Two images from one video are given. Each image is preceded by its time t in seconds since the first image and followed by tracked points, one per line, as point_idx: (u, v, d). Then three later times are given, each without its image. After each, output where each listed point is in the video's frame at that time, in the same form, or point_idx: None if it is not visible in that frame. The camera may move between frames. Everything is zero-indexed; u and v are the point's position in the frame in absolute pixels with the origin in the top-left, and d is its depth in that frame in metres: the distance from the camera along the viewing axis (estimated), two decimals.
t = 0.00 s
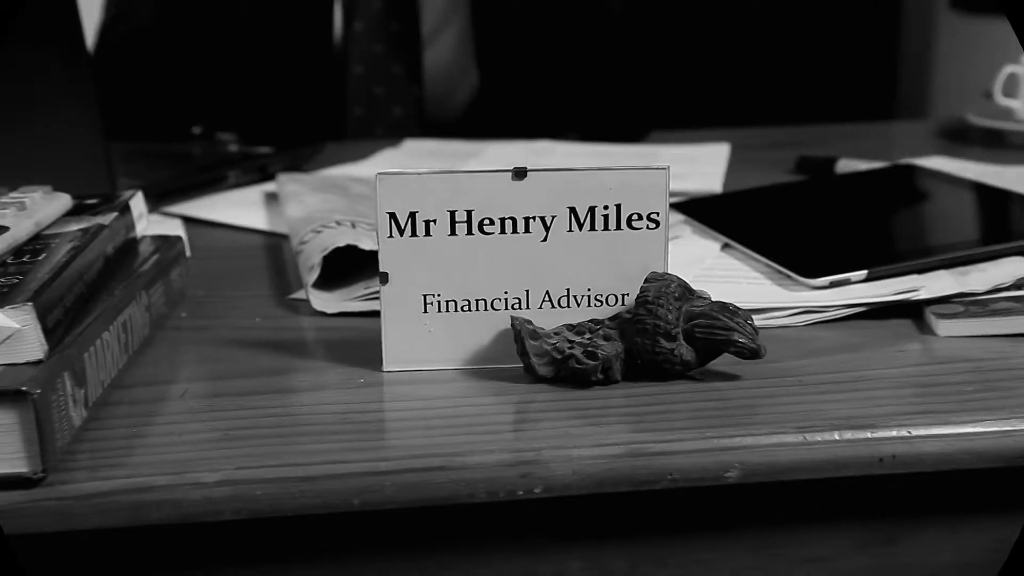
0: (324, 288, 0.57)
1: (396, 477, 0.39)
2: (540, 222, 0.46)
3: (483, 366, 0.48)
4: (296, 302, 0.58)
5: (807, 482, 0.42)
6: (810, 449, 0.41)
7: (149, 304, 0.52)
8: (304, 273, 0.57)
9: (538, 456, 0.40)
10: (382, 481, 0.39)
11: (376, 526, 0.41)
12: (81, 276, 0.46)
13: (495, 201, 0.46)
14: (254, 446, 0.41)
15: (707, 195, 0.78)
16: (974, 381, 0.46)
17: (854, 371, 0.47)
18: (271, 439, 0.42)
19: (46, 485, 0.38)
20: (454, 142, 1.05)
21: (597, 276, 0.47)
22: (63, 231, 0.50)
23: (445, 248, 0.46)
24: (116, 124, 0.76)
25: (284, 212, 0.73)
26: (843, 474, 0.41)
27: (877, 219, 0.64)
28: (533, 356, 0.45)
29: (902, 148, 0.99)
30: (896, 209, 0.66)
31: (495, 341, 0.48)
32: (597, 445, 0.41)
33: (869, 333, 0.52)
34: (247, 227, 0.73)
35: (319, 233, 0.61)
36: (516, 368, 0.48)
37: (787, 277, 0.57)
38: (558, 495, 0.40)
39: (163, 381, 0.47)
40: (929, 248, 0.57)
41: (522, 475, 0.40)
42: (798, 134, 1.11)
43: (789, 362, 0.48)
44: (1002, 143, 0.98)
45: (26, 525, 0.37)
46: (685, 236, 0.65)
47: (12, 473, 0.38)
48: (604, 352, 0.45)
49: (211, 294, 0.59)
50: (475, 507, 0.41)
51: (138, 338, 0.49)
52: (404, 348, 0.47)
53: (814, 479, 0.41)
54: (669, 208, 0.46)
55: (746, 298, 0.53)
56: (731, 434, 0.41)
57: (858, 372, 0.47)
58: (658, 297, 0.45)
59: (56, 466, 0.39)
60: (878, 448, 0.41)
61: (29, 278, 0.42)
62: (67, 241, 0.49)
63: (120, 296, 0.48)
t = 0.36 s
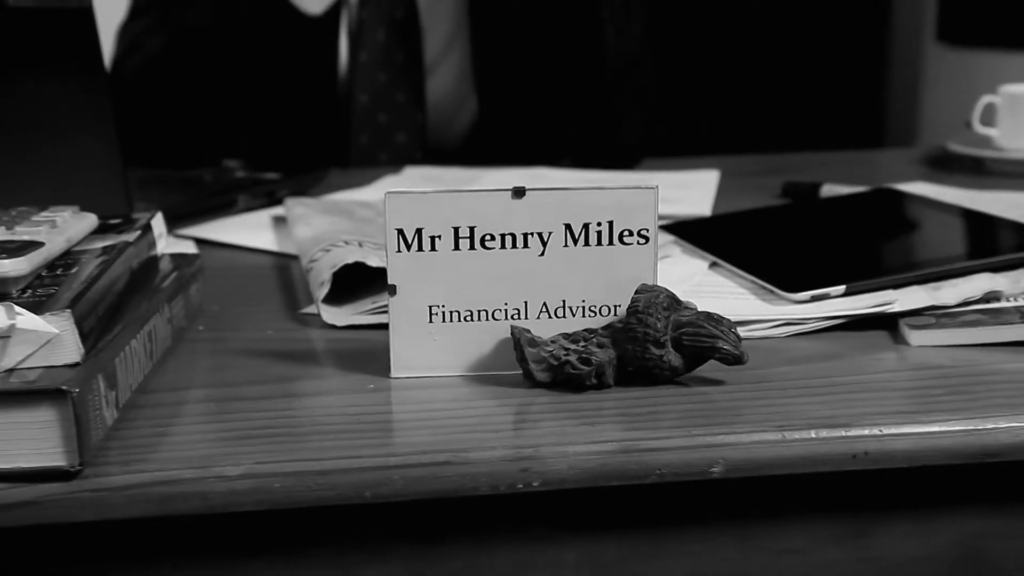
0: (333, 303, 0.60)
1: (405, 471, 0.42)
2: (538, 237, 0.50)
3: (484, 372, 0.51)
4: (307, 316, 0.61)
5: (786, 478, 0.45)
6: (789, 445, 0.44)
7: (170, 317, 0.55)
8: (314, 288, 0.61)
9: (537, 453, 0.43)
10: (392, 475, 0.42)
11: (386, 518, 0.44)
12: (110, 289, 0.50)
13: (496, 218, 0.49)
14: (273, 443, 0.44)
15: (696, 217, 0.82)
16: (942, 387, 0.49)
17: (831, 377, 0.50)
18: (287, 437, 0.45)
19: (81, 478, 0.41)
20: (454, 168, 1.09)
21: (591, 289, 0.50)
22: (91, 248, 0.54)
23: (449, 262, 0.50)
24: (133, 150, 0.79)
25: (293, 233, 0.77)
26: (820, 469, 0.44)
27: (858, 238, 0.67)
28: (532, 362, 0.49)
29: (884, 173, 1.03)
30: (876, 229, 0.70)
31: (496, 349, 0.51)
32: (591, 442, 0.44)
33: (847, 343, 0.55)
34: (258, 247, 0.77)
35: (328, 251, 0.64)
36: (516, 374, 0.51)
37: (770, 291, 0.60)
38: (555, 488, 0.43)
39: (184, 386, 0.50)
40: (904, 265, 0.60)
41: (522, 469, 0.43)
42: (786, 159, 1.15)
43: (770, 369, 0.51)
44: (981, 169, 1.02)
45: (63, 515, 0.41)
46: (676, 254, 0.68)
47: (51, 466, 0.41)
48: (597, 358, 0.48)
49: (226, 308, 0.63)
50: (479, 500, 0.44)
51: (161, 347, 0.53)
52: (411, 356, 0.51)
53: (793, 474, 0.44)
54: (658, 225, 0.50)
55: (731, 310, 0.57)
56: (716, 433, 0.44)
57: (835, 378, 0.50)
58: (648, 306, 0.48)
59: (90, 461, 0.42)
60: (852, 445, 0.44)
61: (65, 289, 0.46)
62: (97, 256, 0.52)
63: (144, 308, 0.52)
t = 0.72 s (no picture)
0: (342, 315, 0.64)
1: (413, 463, 0.46)
2: (536, 249, 0.53)
3: (485, 376, 0.55)
4: (317, 327, 0.65)
5: (767, 470, 0.48)
6: (769, 440, 0.47)
7: (190, 325, 0.59)
8: (324, 300, 0.64)
9: (535, 447, 0.46)
10: (401, 467, 0.46)
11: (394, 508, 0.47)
12: (136, 298, 0.53)
13: (497, 231, 0.53)
14: (290, 439, 0.48)
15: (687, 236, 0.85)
16: (912, 389, 0.53)
17: (809, 380, 0.54)
18: (303, 434, 0.48)
19: (113, 469, 0.45)
20: (454, 191, 1.13)
21: (586, 298, 0.54)
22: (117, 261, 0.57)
23: (453, 272, 0.53)
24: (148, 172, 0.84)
25: (301, 251, 0.80)
26: (798, 462, 0.48)
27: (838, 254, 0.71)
28: (530, 365, 0.52)
29: (868, 195, 1.07)
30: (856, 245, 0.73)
31: (496, 354, 0.55)
32: (584, 437, 0.47)
33: (825, 350, 0.59)
34: (268, 265, 0.80)
35: (337, 266, 0.68)
36: (515, 378, 0.54)
37: (754, 302, 0.64)
38: (552, 479, 0.47)
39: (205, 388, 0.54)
40: (881, 277, 0.64)
41: (521, 462, 0.46)
42: (776, 182, 1.18)
43: (753, 373, 0.55)
44: (961, 192, 1.06)
45: (96, 503, 0.44)
46: (666, 270, 0.72)
47: (86, 458, 0.44)
48: (591, 361, 0.52)
49: (241, 320, 0.66)
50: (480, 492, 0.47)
51: (182, 354, 0.56)
52: (417, 360, 0.54)
53: (773, 467, 0.48)
54: (647, 238, 0.54)
55: (717, 319, 0.60)
56: (701, 429, 0.48)
57: (813, 381, 0.54)
58: (638, 313, 0.52)
59: (121, 454, 0.46)
60: (827, 440, 0.48)
61: (98, 298, 0.50)
62: (124, 269, 0.56)
63: (168, 316, 0.55)
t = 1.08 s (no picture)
0: (349, 319, 0.67)
1: (418, 450, 0.49)
2: (531, 255, 0.57)
3: (484, 373, 0.58)
4: (325, 331, 0.69)
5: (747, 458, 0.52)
6: (748, 429, 0.51)
7: (206, 327, 0.63)
8: (331, 305, 0.68)
9: (531, 436, 0.50)
10: (407, 454, 0.49)
11: (401, 493, 0.51)
12: (158, 302, 0.57)
13: (495, 238, 0.57)
14: (304, 429, 0.51)
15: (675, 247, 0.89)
16: (884, 385, 0.57)
17: (787, 377, 0.58)
18: (317, 424, 0.52)
19: (142, 456, 0.48)
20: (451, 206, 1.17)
21: (578, 300, 0.58)
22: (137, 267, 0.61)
23: (454, 276, 0.57)
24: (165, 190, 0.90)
25: (306, 261, 0.84)
26: (775, 450, 0.51)
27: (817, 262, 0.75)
28: (526, 362, 0.56)
29: (851, 210, 1.11)
30: (833, 254, 0.77)
31: (495, 353, 0.58)
32: (577, 428, 0.51)
33: (802, 350, 0.63)
34: (274, 274, 0.84)
35: (342, 274, 0.72)
36: (513, 375, 0.58)
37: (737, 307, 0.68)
38: (547, 466, 0.50)
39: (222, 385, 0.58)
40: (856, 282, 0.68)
41: (519, 449, 0.50)
42: (763, 198, 1.22)
43: (735, 370, 0.59)
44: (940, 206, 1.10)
45: (127, 486, 0.47)
46: (654, 277, 0.76)
47: (117, 445, 0.48)
48: (583, 358, 0.55)
49: (252, 324, 0.70)
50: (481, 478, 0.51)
51: (200, 354, 0.60)
52: (420, 359, 0.58)
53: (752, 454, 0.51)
54: (636, 244, 0.58)
55: (702, 322, 0.64)
56: (685, 420, 0.52)
57: (791, 378, 0.57)
58: (627, 313, 0.56)
59: (148, 442, 0.49)
60: (802, 429, 0.51)
61: (125, 300, 0.53)
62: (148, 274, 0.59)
63: (187, 319, 0.59)
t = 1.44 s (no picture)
0: (353, 326, 0.71)
1: (421, 443, 0.53)
2: (525, 263, 0.61)
3: (481, 374, 0.62)
4: (330, 336, 0.72)
5: (726, 450, 0.56)
6: (727, 423, 0.55)
7: (219, 332, 0.66)
8: (335, 312, 0.72)
9: (525, 429, 0.54)
10: (411, 446, 0.53)
11: (404, 483, 0.54)
12: (175, 309, 0.61)
13: (491, 247, 0.61)
14: (314, 424, 0.55)
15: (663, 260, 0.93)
16: (855, 383, 0.61)
17: (765, 377, 0.62)
18: (326, 420, 0.56)
19: (164, 447, 0.52)
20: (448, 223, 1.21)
21: (569, 305, 0.62)
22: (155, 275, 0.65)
23: (452, 283, 0.61)
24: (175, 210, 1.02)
25: (311, 273, 0.88)
26: (753, 442, 0.55)
27: (796, 272, 0.79)
28: (521, 363, 0.60)
29: (833, 225, 1.15)
30: (812, 265, 0.81)
31: (491, 355, 0.62)
32: (569, 422, 0.55)
33: (780, 353, 0.67)
34: (279, 285, 0.87)
35: (345, 284, 0.75)
36: (508, 376, 0.62)
37: (719, 313, 0.72)
38: (540, 457, 0.54)
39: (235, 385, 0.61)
40: (831, 290, 0.72)
41: (514, 442, 0.53)
42: (749, 214, 1.27)
43: (716, 370, 0.63)
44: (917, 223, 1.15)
45: (150, 475, 0.51)
46: (641, 287, 0.80)
47: (141, 437, 0.52)
48: (574, 359, 0.59)
49: (261, 331, 0.74)
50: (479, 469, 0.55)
51: (214, 356, 0.64)
52: (421, 360, 0.62)
53: (732, 446, 0.55)
54: (622, 253, 0.62)
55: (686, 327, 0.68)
56: (670, 415, 0.55)
57: (769, 378, 0.61)
58: (615, 317, 0.60)
59: (170, 435, 0.53)
60: (778, 424, 0.55)
61: (146, 306, 0.57)
62: (165, 283, 0.63)
63: (202, 324, 0.63)
